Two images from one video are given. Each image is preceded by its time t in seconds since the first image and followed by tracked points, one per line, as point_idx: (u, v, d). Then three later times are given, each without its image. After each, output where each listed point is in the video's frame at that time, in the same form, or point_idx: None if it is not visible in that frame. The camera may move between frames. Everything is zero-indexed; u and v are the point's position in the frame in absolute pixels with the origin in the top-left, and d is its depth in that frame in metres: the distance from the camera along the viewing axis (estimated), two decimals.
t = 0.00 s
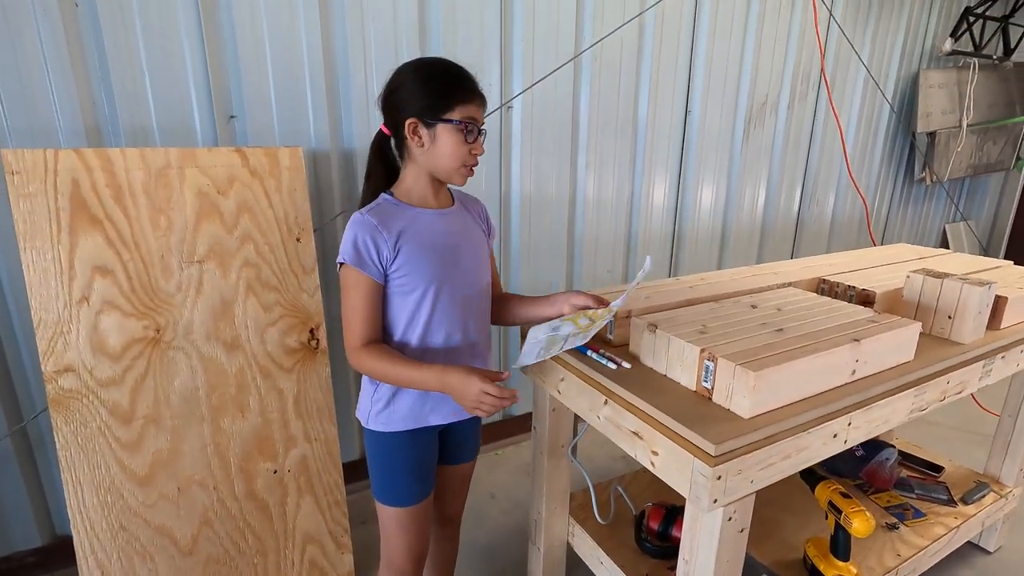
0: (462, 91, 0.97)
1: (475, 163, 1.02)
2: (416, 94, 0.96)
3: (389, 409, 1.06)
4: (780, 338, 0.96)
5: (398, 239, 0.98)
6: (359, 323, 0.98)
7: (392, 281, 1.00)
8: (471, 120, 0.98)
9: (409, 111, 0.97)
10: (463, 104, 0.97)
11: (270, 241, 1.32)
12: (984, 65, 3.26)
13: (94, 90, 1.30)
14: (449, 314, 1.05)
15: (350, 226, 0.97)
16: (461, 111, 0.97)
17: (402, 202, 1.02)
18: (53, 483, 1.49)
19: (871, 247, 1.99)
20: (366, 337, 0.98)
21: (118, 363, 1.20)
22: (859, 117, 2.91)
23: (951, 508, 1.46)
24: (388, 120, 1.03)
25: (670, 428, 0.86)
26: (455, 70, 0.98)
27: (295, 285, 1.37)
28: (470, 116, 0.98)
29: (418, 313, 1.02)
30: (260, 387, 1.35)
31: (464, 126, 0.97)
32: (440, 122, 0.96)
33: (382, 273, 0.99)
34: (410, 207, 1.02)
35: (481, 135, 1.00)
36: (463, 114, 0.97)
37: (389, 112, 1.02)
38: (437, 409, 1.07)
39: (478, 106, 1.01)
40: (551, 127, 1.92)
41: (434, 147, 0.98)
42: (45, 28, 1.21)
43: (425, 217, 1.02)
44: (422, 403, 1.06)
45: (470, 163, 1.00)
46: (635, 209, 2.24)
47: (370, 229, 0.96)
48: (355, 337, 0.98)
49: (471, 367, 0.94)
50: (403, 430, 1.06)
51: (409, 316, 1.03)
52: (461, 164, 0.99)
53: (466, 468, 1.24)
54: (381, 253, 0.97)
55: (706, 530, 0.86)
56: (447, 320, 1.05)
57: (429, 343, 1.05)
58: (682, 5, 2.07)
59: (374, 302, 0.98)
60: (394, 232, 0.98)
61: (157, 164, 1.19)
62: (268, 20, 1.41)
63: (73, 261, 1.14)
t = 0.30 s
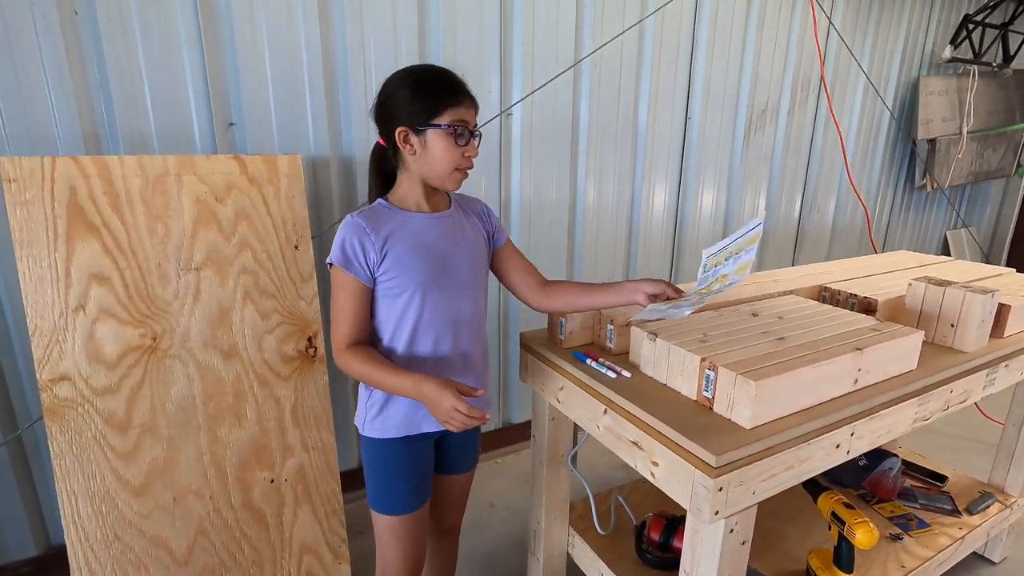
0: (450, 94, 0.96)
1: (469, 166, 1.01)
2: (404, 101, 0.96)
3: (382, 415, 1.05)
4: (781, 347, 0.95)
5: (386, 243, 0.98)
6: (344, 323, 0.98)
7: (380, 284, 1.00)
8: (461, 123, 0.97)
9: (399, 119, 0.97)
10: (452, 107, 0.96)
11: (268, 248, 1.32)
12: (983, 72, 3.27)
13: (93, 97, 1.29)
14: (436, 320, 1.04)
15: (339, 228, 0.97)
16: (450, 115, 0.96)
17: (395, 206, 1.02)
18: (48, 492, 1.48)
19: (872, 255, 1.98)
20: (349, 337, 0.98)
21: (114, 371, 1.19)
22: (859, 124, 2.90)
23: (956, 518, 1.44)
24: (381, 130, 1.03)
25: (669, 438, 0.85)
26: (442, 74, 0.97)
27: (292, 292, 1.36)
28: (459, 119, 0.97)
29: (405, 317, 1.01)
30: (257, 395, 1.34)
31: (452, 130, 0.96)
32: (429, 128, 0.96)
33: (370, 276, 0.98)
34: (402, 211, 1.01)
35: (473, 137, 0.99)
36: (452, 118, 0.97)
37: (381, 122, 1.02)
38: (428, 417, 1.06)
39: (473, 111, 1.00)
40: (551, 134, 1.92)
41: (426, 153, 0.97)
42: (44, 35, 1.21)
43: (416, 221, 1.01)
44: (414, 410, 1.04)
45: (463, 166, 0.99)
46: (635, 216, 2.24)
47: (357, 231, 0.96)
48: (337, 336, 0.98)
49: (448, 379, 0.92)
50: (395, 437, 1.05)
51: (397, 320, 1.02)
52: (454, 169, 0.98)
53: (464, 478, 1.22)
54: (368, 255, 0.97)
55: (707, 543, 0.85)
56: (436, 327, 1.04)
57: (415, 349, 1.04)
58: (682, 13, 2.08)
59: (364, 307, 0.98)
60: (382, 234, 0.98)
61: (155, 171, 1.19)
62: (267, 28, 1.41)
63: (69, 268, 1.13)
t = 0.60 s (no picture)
0: (445, 97, 0.96)
1: (466, 169, 0.99)
2: (399, 105, 0.96)
3: (383, 423, 1.04)
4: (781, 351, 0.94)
5: (390, 248, 0.97)
6: (355, 335, 0.95)
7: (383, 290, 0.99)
8: (457, 126, 0.96)
9: (394, 123, 0.97)
10: (446, 110, 0.95)
11: (267, 253, 1.31)
12: (982, 78, 3.27)
13: (91, 101, 1.29)
14: (440, 325, 1.03)
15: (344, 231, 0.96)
16: (445, 118, 0.96)
17: (396, 212, 1.02)
18: (43, 498, 1.47)
19: (872, 259, 1.97)
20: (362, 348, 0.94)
21: (111, 376, 1.18)
22: (859, 129, 2.91)
23: (958, 525, 1.43)
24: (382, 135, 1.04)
25: (669, 444, 0.84)
26: (438, 76, 0.96)
27: (291, 297, 1.36)
28: (455, 122, 0.96)
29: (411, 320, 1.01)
30: (255, 401, 1.33)
31: (447, 132, 0.95)
32: (423, 131, 0.95)
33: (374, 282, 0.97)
34: (406, 217, 1.01)
35: (471, 141, 0.98)
36: (446, 121, 0.96)
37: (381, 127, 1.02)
38: (428, 425, 1.05)
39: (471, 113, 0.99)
40: (551, 139, 1.92)
41: (421, 156, 0.97)
42: (43, 39, 1.21)
43: (418, 227, 1.01)
44: (415, 417, 1.04)
45: (460, 169, 0.98)
46: (635, 221, 2.23)
47: (364, 234, 0.96)
48: (349, 348, 0.95)
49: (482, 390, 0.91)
50: (394, 443, 1.04)
51: (399, 326, 1.01)
52: (450, 171, 0.97)
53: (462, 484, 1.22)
54: (373, 261, 0.96)
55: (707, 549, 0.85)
56: (437, 332, 1.03)
57: (418, 353, 1.04)
58: (681, 18, 2.08)
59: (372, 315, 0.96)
60: (385, 240, 0.97)
61: (154, 175, 1.19)
62: (267, 32, 1.41)
63: (67, 273, 1.12)
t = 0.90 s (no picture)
0: (442, 103, 0.95)
1: (463, 176, 0.98)
2: (400, 111, 0.98)
3: (392, 435, 1.02)
4: (781, 356, 0.94)
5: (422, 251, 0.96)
6: (452, 331, 0.85)
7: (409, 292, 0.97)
8: (452, 132, 0.95)
9: (394, 129, 1.00)
10: (441, 116, 0.95)
11: (266, 258, 1.31)
12: (980, 83, 3.28)
13: (93, 105, 1.29)
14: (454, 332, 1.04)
15: (386, 234, 0.92)
16: (439, 123, 0.95)
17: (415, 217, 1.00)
18: (41, 503, 1.46)
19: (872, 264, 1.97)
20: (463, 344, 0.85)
21: (110, 380, 1.18)
22: (857, 134, 2.92)
23: (960, 530, 1.42)
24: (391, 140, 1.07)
25: (670, 449, 0.84)
26: (438, 82, 0.96)
27: (290, 302, 1.36)
28: (450, 128, 0.96)
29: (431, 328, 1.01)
30: (255, 405, 1.33)
31: (440, 139, 0.95)
32: (418, 137, 0.96)
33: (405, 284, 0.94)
34: (426, 224, 1.01)
35: (468, 147, 0.96)
36: (442, 127, 0.95)
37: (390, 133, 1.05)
38: (438, 435, 1.04)
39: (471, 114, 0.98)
40: (551, 144, 1.92)
41: (418, 163, 0.98)
42: (45, 43, 1.21)
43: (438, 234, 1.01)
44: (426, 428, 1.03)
45: (455, 176, 0.97)
46: (634, 226, 2.24)
47: (404, 237, 0.93)
48: (443, 348, 0.85)
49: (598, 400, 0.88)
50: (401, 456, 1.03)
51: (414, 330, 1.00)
52: (443, 178, 0.97)
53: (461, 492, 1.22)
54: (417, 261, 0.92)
55: (709, 556, 0.84)
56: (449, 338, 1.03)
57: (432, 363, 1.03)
58: (680, 24, 2.09)
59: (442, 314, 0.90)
60: (417, 242, 0.95)
61: (154, 180, 1.19)
62: (267, 37, 1.42)
63: (67, 277, 1.12)
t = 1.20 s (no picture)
0: (458, 114, 0.96)
1: (488, 186, 0.97)
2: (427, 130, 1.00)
3: (401, 444, 1.00)
4: (778, 360, 0.94)
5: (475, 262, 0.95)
6: (543, 344, 0.85)
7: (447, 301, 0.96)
8: (470, 143, 0.96)
9: (422, 149, 1.02)
10: (458, 127, 0.96)
11: (264, 262, 1.31)
12: (976, 88, 3.30)
13: (91, 109, 1.30)
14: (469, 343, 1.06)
15: (451, 241, 0.90)
16: (457, 136, 0.96)
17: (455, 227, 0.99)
18: (38, 508, 1.45)
19: (869, 268, 1.97)
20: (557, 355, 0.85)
21: (107, 385, 1.18)
22: (854, 139, 2.93)
23: (958, 534, 1.42)
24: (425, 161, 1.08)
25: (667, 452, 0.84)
26: (454, 93, 0.97)
27: (288, 306, 1.36)
28: (467, 139, 0.96)
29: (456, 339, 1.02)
30: (252, 410, 1.33)
31: (459, 152, 0.95)
32: (440, 153, 0.98)
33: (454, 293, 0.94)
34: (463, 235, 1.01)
35: (489, 156, 0.96)
36: (459, 139, 0.96)
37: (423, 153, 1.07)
38: (444, 445, 1.05)
39: (489, 122, 0.98)
40: (549, 149, 1.93)
41: (444, 178, 0.99)
42: (43, 48, 1.22)
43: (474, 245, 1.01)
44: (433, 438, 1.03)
45: (479, 187, 0.97)
46: (632, 229, 2.24)
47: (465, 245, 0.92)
48: (529, 350, 0.84)
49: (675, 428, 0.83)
50: (402, 468, 1.01)
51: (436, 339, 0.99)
52: (467, 190, 0.97)
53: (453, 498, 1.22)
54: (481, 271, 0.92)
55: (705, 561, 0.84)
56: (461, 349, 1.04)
57: (448, 372, 1.03)
58: (677, 29, 2.10)
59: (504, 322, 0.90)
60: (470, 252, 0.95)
61: (152, 184, 1.19)
62: (266, 42, 1.42)
63: (64, 281, 1.12)
